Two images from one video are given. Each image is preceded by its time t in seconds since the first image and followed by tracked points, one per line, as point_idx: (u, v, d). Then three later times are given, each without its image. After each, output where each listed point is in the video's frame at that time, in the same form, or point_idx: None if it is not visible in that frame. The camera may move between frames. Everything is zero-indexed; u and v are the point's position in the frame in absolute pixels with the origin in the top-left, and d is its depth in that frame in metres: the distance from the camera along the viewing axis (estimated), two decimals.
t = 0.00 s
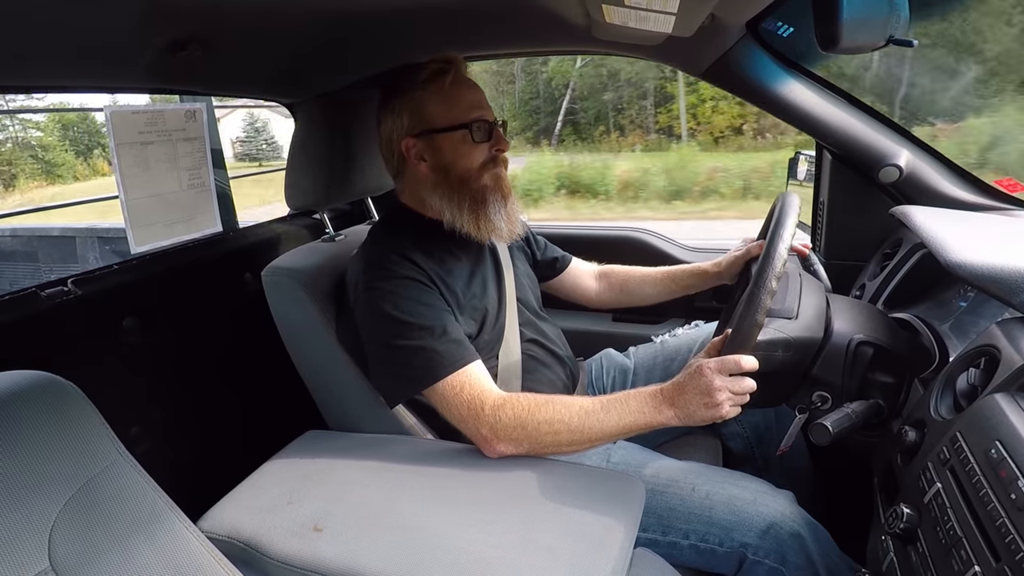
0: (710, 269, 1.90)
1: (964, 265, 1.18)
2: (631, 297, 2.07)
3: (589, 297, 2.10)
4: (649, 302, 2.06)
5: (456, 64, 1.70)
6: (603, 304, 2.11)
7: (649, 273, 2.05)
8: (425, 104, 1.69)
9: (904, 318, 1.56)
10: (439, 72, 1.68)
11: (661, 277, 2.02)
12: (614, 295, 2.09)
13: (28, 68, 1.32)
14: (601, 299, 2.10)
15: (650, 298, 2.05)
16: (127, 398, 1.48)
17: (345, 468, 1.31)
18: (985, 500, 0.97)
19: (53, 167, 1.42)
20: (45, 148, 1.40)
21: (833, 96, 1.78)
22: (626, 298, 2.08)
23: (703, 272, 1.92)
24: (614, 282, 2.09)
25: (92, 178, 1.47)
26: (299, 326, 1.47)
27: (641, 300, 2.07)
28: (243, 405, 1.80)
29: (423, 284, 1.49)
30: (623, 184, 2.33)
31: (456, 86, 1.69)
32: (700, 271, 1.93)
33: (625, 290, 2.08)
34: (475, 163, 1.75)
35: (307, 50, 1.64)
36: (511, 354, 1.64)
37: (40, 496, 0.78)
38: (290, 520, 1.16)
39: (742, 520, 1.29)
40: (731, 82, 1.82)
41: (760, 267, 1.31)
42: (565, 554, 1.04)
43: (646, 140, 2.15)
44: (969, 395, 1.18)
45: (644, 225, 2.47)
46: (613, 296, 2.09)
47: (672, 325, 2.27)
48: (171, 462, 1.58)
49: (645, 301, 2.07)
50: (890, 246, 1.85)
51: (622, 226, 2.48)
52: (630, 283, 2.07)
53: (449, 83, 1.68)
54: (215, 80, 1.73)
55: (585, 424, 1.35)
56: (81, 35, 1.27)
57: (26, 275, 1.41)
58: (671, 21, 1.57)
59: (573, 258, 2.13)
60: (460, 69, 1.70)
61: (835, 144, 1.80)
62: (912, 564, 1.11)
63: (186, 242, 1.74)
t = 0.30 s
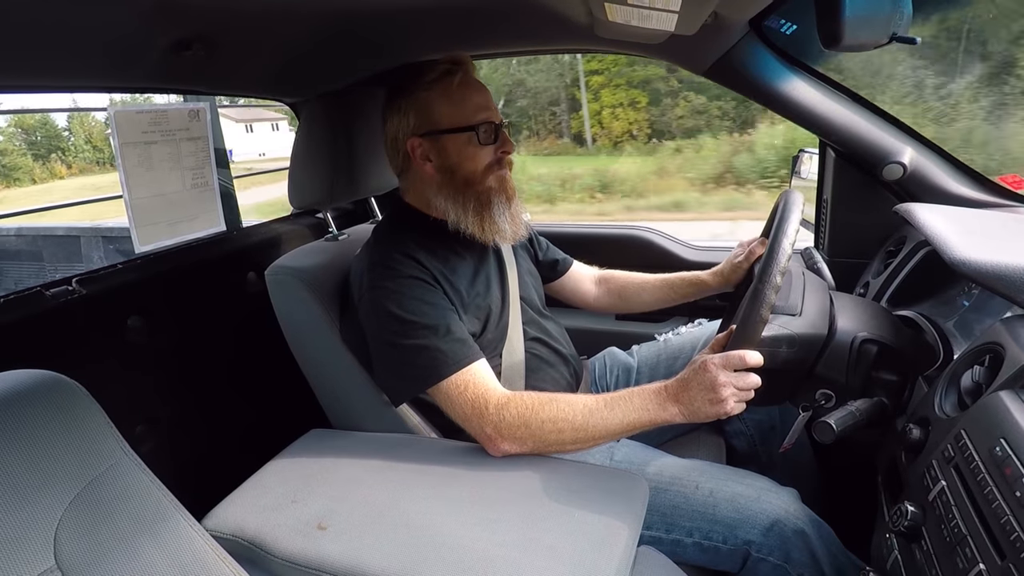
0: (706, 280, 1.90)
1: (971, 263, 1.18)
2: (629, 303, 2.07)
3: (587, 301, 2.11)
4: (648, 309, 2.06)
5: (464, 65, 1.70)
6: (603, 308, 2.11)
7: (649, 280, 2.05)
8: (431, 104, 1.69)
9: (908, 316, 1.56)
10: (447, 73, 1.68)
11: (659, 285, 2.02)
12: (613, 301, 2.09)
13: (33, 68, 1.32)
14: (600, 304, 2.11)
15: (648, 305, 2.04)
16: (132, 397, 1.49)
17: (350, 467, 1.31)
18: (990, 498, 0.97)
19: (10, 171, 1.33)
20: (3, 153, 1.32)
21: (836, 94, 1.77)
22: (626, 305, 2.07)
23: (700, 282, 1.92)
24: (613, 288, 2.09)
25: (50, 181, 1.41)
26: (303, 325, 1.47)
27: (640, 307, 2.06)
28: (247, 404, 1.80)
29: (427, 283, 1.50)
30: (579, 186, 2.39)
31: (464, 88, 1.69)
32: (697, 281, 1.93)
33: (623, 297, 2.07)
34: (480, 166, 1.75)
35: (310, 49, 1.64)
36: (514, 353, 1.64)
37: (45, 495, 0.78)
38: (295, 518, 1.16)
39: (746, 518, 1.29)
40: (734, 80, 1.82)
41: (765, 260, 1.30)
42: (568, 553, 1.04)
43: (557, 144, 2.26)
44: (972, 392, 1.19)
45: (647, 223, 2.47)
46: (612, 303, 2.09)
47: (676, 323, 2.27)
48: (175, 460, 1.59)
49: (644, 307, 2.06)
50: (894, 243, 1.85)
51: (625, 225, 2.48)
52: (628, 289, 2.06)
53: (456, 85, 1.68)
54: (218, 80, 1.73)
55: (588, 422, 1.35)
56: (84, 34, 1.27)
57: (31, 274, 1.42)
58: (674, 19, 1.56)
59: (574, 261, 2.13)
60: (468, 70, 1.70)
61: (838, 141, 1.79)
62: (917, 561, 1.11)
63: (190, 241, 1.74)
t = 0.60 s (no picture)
0: (709, 279, 1.90)
1: (973, 263, 1.18)
2: (631, 304, 2.07)
3: (590, 301, 2.11)
4: (652, 309, 2.06)
5: (474, 67, 1.72)
6: (605, 309, 2.11)
7: (653, 280, 2.05)
8: (440, 104, 1.69)
9: (910, 315, 1.55)
10: (457, 74, 1.69)
11: (663, 284, 2.02)
12: (615, 302, 2.09)
13: (32, 68, 1.32)
14: (604, 305, 2.11)
15: (651, 305, 2.04)
16: (134, 398, 1.49)
17: (351, 467, 1.31)
18: (992, 498, 0.97)
19: None
20: None
21: (838, 94, 1.77)
22: (629, 306, 2.07)
23: (702, 281, 1.92)
24: (616, 289, 2.08)
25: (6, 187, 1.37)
26: (305, 326, 1.47)
27: (643, 307, 2.06)
28: (249, 404, 1.80)
29: (429, 284, 1.49)
30: (560, 175, 2.50)
31: (473, 89, 1.70)
32: (700, 280, 1.92)
33: (626, 297, 2.07)
34: (487, 168, 1.75)
35: (310, 49, 1.64)
36: (517, 354, 1.64)
37: (45, 497, 0.78)
38: (296, 519, 1.17)
39: (748, 518, 1.29)
40: (735, 79, 1.81)
41: (766, 258, 1.30)
42: (570, 554, 1.04)
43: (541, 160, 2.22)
44: (973, 392, 1.19)
45: (649, 223, 2.47)
46: (615, 303, 2.09)
47: (677, 323, 2.27)
48: (178, 461, 1.59)
49: (648, 307, 2.05)
50: (895, 243, 1.85)
51: (626, 225, 2.48)
52: (631, 290, 2.06)
53: (466, 85, 1.69)
54: (217, 81, 1.73)
55: (591, 423, 1.35)
56: (84, 34, 1.27)
57: (32, 275, 1.42)
58: (674, 19, 1.56)
59: (577, 261, 2.13)
60: (477, 73, 1.72)
61: (840, 141, 1.79)
62: (919, 561, 1.11)
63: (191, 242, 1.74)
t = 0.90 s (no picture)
0: (709, 278, 1.90)
1: (973, 262, 1.18)
2: (633, 304, 2.07)
3: (592, 301, 2.11)
4: (652, 307, 2.06)
5: (479, 68, 1.71)
6: (606, 308, 2.11)
7: (654, 279, 2.05)
8: (445, 103, 1.69)
9: (910, 314, 1.56)
10: (462, 73, 1.69)
11: (663, 284, 2.02)
12: (617, 302, 2.09)
13: (32, 69, 1.32)
14: (605, 305, 2.11)
15: (651, 304, 2.04)
16: (134, 398, 1.49)
17: (351, 467, 1.31)
18: (992, 496, 0.97)
19: None
20: None
21: (838, 93, 1.77)
22: (629, 305, 2.07)
23: (702, 280, 1.92)
24: (617, 288, 2.09)
25: None
26: (305, 326, 1.47)
27: (644, 306, 2.06)
28: (250, 403, 1.81)
29: (430, 283, 1.49)
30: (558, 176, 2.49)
31: (478, 89, 1.70)
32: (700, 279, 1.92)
33: (627, 297, 2.07)
34: (490, 167, 1.75)
35: (309, 49, 1.64)
36: (517, 354, 1.64)
37: (46, 496, 0.78)
38: (297, 519, 1.17)
39: (748, 516, 1.29)
40: (735, 79, 1.81)
41: (766, 258, 1.29)
42: (571, 553, 1.04)
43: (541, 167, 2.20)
44: (974, 391, 1.20)
45: (649, 223, 2.47)
46: (616, 302, 2.09)
47: (677, 322, 2.27)
48: (179, 461, 1.60)
49: (647, 306, 2.06)
50: (895, 242, 1.85)
51: (626, 224, 2.48)
52: (632, 289, 2.06)
53: (472, 84, 1.69)
54: (217, 81, 1.72)
55: (591, 422, 1.35)
56: (84, 34, 1.27)
57: (32, 276, 1.42)
58: (674, 18, 1.56)
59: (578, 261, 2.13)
60: (482, 73, 1.71)
61: (839, 140, 1.79)
62: (919, 560, 1.11)
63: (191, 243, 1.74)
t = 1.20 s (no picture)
0: (709, 274, 1.90)
1: (973, 257, 1.17)
2: (633, 301, 2.07)
3: (591, 297, 2.11)
4: (652, 303, 2.06)
5: (472, 61, 1.70)
6: (606, 305, 2.11)
7: (653, 275, 2.04)
8: (440, 98, 1.69)
9: (909, 309, 1.56)
10: (456, 68, 1.68)
11: (663, 280, 2.02)
12: (616, 298, 2.09)
13: (30, 67, 1.32)
14: (604, 302, 2.11)
15: (650, 299, 2.04)
16: (134, 396, 1.49)
17: (352, 464, 1.31)
18: (992, 491, 0.97)
19: None
20: None
21: (837, 88, 1.77)
22: (629, 301, 2.07)
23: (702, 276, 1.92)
24: (616, 284, 2.08)
25: None
26: (305, 324, 1.47)
27: (644, 302, 2.06)
28: (251, 402, 1.81)
29: (430, 281, 1.49)
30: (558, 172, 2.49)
31: (472, 83, 1.69)
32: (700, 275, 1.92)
33: (627, 293, 2.07)
34: (487, 161, 1.74)
35: (308, 47, 1.64)
36: (517, 352, 1.64)
37: (47, 494, 0.78)
38: (297, 516, 1.17)
39: (748, 512, 1.29)
40: (734, 74, 1.81)
41: (766, 253, 1.29)
42: (571, 550, 1.04)
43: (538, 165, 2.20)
44: (974, 385, 1.19)
45: (649, 219, 2.47)
46: (616, 298, 2.08)
47: (677, 319, 2.27)
48: (180, 458, 1.60)
49: (647, 302, 2.06)
50: (895, 237, 1.85)
51: (625, 221, 2.48)
52: (632, 285, 2.06)
53: (465, 79, 1.68)
54: (215, 79, 1.72)
55: (591, 418, 1.35)
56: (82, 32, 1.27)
57: (32, 275, 1.44)
58: (673, 13, 1.56)
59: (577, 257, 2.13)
60: (475, 67, 1.71)
61: (839, 136, 1.79)
62: (920, 555, 1.11)
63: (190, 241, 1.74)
